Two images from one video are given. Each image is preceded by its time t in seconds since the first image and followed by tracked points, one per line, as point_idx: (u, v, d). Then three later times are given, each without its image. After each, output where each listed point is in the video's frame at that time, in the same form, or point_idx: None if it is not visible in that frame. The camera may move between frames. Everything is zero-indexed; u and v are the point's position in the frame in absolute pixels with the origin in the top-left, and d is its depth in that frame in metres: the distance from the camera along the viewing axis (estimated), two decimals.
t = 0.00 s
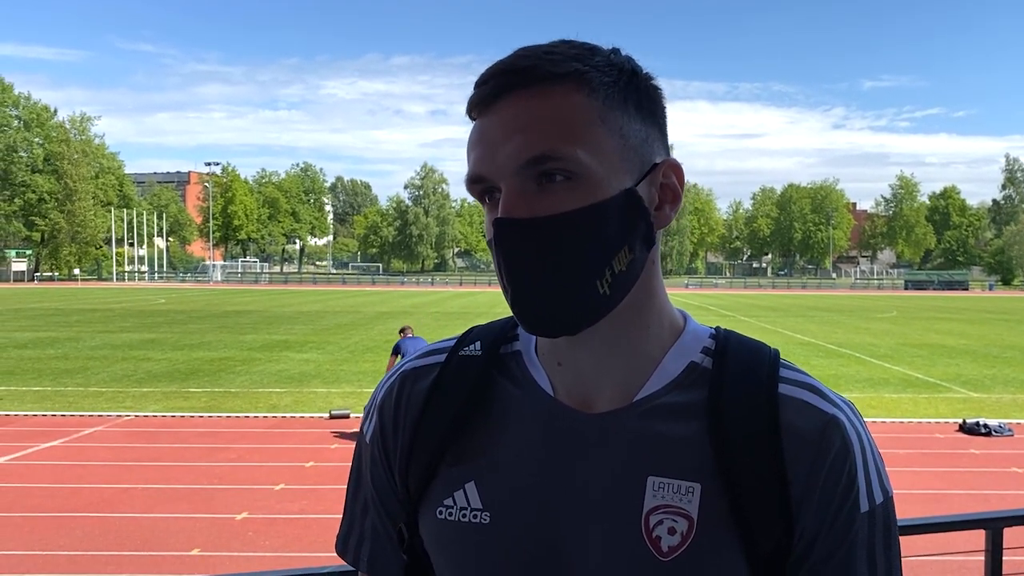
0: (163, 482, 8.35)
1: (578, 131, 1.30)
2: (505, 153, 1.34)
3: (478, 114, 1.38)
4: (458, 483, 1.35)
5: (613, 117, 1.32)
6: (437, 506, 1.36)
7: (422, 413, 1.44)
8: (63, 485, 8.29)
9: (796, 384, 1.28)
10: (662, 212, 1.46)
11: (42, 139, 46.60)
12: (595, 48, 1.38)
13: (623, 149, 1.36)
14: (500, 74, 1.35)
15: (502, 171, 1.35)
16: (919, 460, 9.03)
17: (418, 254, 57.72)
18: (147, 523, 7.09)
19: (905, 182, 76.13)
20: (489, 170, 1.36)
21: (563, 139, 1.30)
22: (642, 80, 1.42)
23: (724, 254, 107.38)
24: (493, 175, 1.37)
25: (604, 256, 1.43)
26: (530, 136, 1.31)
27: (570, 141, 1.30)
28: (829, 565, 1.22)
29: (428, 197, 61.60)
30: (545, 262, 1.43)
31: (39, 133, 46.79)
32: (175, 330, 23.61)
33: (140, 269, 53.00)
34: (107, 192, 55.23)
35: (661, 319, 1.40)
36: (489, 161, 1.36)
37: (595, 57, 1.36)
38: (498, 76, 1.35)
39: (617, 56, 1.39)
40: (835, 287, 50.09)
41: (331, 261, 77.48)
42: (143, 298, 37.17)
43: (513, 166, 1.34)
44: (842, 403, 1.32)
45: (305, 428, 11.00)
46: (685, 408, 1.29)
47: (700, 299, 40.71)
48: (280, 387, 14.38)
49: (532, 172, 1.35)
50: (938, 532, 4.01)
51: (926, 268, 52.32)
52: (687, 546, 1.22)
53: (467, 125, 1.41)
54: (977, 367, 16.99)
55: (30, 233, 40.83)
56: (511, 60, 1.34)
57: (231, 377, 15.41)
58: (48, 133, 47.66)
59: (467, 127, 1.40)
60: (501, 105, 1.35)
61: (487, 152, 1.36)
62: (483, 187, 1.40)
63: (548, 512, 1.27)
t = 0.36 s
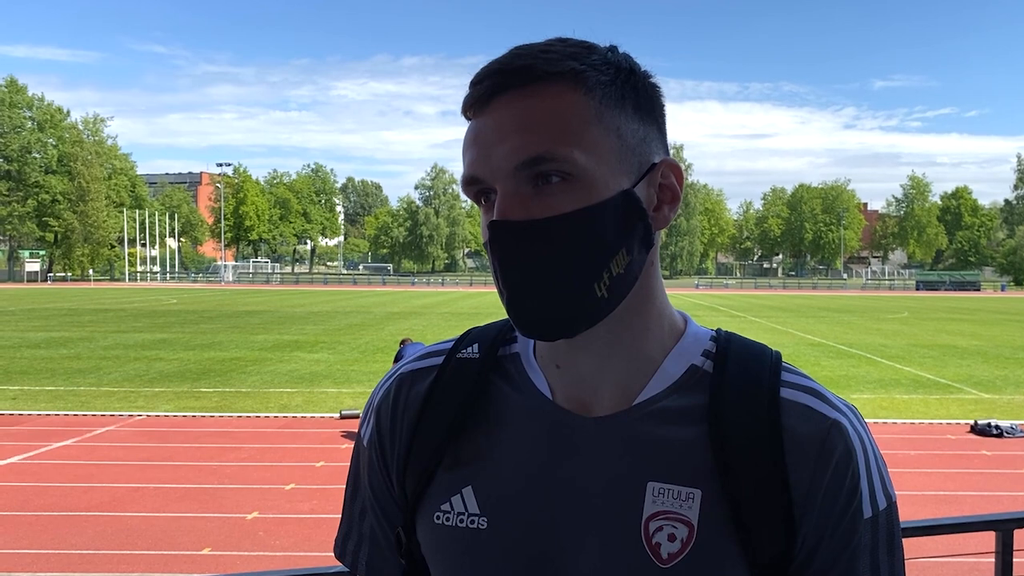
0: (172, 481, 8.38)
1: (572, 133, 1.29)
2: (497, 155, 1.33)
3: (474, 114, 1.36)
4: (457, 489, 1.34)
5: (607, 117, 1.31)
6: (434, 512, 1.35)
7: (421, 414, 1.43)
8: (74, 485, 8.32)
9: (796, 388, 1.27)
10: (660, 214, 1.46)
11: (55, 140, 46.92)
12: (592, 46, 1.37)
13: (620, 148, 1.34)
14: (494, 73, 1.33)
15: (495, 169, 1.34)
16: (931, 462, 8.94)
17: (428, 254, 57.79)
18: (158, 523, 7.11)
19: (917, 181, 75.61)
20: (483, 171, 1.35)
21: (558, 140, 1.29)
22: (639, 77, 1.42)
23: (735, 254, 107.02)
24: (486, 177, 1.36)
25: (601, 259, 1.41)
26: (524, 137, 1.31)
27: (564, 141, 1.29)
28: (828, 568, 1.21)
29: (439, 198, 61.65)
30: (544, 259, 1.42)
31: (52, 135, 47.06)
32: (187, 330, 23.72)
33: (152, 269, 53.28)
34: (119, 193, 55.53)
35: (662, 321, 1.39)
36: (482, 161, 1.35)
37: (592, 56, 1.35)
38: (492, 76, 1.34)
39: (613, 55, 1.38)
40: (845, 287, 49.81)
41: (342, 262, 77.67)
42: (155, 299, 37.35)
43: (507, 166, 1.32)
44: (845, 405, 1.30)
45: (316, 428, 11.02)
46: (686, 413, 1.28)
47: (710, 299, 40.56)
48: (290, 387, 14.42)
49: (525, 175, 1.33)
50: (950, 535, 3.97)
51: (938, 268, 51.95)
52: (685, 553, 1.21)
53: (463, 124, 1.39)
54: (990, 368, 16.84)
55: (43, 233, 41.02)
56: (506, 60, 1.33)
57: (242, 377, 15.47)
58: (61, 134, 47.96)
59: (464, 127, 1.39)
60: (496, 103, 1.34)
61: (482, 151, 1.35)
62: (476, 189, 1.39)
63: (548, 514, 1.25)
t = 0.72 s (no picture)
0: (187, 479, 8.41)
1: (565, 127, 1.27)
2: (486, 151, 1.31)
3: (464, 108, 1.35)
4: (452, 491, 1.33)
5: (599, 112, 1.30)
6: (430, 514, 1.34)
7: (416, 414, 1.42)
8: (89, 481, 8.37)
9: (799, 389, 1.24)
10: (655, 210, 1.44)
11: (71, 139, 47.28)
12: (583, 38, 1.35)
13: (612, 143, 1.32)
14: (484, 67, 1.32)
15: (485, 166, 1.33)
16: (945, 459, 8.86)
17: (440, 252, 57.91)
18: (173, 519, 7.14)
19: (930, 178, 75.12)
20: (474, 168, 1.34)
21: (548, 137, 1.27)
22: (634, 69, 1.40)
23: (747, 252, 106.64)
24: (477, 174, 1.35)
25: (595, 256, 1.40)
26: (514, 132, 1.29)
27: (554, 137, 1.28)
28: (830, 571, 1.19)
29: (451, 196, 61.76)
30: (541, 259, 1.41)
31: (67, 134, 47.31)
32: (201, 327, 23.86)
33: (166, 267, 53.67)
34: (134, 191, 55.93)
35: (659, 319, 1.37)
36: (472, 158, 1.34)
37: (582, 49, 1.34)
38: (481, 71, 1.33)
39: (604, 48, 1.36)
40: (858, 285, 49.55)
41: (354, 259, 77.94)
42: (169, 296, 37.58)
43: (496, 162, 1.31)
44: (844, 407, 1.28)
45: (329, 425, 11.05)
46: (686, 414, 1.26)
47: (722, 297, 40.42)
48: (303, 384, 14.48)
49: (516, 170, 1.32)
50: (962, 533, 3.92)
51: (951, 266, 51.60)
52: (683, 558, 1.19)
53: (454, 119, 1.38)
54: (1003, 366, 16.69)
55: (59, 232, 41.30)
56: (494, 54, 1.32)
57: (255, 375, 15.54)
58: (77, 133, 48.36)
59: (455, 122, 1.38)
60: (485, 99, 1.33)
61: (472, 147, 1.34)
62: (467, 186, 1.38)
63: (542, 515, 1.24)
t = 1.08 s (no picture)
0: (199, 480, 8.46)
1: (562, 129, 1.28)
2: (485, 154, 1.33)
3: (468, 112, 1.36)
4: (457, 495, 1.33)
5: (601, 113, 1.30)
6: (433, 518, 1.35)
7: (422, 418, 1.42)
8: (103, 482, 8.43)
9: (807, 394, 1.24)
10: (657, 212, 1.44)
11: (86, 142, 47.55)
12: (587, 40, 1.37)
13: (612, 145, 1.33)
14: (485, 69, 1.33)
15: (485, 168, 1.33)
16: (957, 463, 8.78)
17: (452, 254, 57.98)
18: (185, 520, 7.19)
19: (944, 180, 74.52)
20: (474, 170, 1.34)
21: (547, 137, 1.28)
22: (636, 72, 1.40)
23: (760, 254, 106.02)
24: (478, 176, 1.35)
25: (595, 259, 1.40)
26: (513, 135, 1.30)
27: (553, 139, 1.28)
28: None
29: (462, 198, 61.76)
30: (544, 259, 1.42)
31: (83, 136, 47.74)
32: (214, 329, 23.99)
33: (180, 269, 53.97)
34: (148, 194, 56.27)
35: (664, 323, 1.37)
36: (471, 160, 1.34)
37: (587, 50, 1.34)
38: (482, 74, 1.34)
39: (607, 50, 1.37)
40: (871, 287, 49.19)
41: (366, 262, 78.11)
42: (182, 298, 37.77)
43: (496, 164, 1.31)
44: (855, 413, 1.27)
45: (341, 427, 11.09)
46: (691, 420, 1.26)
47: (734, 299, 40.24)
48: (315, 386, 14.52)
49: (516, 175, 1.32)
50: (974, 537, 3.89)
51: (965, 268, 51.15)
52: (690, 563, 1.19)
53: (457, 123, 1.39)
54: (1018, 369, 16.51)
55: (74, 234, 41.65)
56: (495, 57, 1.33)
57: (268, 376, 15.61)
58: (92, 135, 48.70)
59: (457, 126, 1.39)
60: (486, 104, 1.34)
61: (472, 150, 1.34)
62: (469, 187, 1.39)
63: (550, 514, 1.25)
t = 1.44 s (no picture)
0: (206, 479, 8.49)
1: (552, 127, 1.29)
2: (479, 153, 1.34)
3: (464, 113, 1.37)
4: (460, 496, 1.34)
5: (593, 109, 1.30)
6: (438, 520, 1.35)
7: (424, 419, 1.44)
8: (111, 480, 8.48)
9: (810, 398, 1.24)
10: (655, 205, 1.42)
11: (93, 142, 47.65)
12: (579, 39, 1.37)
13: (606, 140, 1.33)
14: (479, 71, 1.34)
15: (479, 169, 1.35)
16: (964, 463, 8.75)
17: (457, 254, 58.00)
18: (192, 519, 7.22)
19: (951, 180, 74.22)
20: (468, 171, 1.36)
21: (537, 135, 1.29)
22: (629, 66, 1.40)
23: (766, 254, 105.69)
24: (472, 176, 1.36)
25: (592, 256, 1.40)
26: (506, 132, 1.30)
27: (544, 136, 1.29)
28: None
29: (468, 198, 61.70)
30: (539, 257, 1.42)
31: (90, 136, 47.83)
32: (221, 329, 24.05)
33: (187, 268, 54.14)
34: (155, 194, 56.44)
35: (667, 322, 1.37)
36: (467, 160, 1.35)
37: (578, 49, 1.35)
38: (478, 76, 1.35)
39: (597, 49, 1.38)
40: (877, 287, 49.03)
41: (372, 261, 78.21)
42: (189, 297, 37.89)
43: (488, 162, 1.33)
44: (861, 415, 1.27)
45: (348, 426, 11.11)
46: (693, 421, 1.27)
47: (740, 299, 40.16)
48: (322, 386, 14.54)
49: (511, 171, 1.33)
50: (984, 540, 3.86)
51: (973, 268, 50.95)
52: (695, 565, 1.20)
53: (454, 126, 1.40)
54: None
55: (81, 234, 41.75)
56: (491, 59, 1.34)
57: (275, 376, 15.64)
58: (100, 136, 48.83)
59: (454, 128, 1.40)
60: (480, 104, 1.35)
61: (467, 151, 1.35)
62: (466, 186, 1.39)
63: (552, 512, 1.25)
